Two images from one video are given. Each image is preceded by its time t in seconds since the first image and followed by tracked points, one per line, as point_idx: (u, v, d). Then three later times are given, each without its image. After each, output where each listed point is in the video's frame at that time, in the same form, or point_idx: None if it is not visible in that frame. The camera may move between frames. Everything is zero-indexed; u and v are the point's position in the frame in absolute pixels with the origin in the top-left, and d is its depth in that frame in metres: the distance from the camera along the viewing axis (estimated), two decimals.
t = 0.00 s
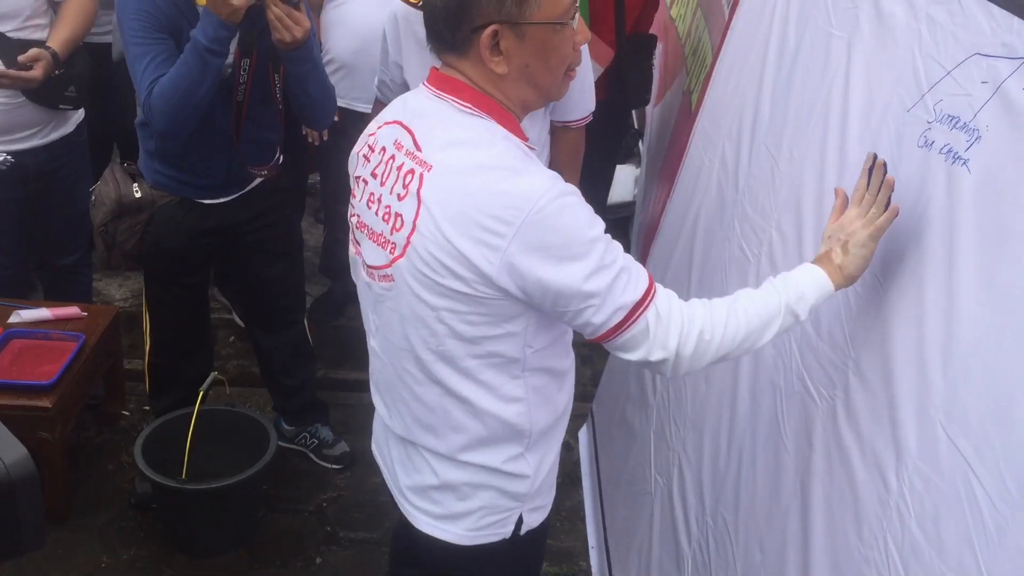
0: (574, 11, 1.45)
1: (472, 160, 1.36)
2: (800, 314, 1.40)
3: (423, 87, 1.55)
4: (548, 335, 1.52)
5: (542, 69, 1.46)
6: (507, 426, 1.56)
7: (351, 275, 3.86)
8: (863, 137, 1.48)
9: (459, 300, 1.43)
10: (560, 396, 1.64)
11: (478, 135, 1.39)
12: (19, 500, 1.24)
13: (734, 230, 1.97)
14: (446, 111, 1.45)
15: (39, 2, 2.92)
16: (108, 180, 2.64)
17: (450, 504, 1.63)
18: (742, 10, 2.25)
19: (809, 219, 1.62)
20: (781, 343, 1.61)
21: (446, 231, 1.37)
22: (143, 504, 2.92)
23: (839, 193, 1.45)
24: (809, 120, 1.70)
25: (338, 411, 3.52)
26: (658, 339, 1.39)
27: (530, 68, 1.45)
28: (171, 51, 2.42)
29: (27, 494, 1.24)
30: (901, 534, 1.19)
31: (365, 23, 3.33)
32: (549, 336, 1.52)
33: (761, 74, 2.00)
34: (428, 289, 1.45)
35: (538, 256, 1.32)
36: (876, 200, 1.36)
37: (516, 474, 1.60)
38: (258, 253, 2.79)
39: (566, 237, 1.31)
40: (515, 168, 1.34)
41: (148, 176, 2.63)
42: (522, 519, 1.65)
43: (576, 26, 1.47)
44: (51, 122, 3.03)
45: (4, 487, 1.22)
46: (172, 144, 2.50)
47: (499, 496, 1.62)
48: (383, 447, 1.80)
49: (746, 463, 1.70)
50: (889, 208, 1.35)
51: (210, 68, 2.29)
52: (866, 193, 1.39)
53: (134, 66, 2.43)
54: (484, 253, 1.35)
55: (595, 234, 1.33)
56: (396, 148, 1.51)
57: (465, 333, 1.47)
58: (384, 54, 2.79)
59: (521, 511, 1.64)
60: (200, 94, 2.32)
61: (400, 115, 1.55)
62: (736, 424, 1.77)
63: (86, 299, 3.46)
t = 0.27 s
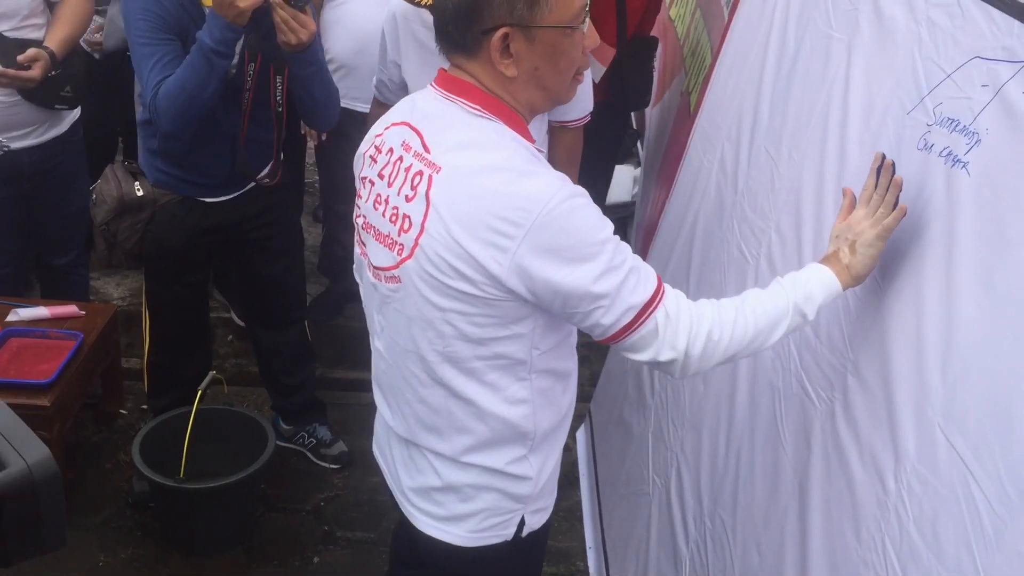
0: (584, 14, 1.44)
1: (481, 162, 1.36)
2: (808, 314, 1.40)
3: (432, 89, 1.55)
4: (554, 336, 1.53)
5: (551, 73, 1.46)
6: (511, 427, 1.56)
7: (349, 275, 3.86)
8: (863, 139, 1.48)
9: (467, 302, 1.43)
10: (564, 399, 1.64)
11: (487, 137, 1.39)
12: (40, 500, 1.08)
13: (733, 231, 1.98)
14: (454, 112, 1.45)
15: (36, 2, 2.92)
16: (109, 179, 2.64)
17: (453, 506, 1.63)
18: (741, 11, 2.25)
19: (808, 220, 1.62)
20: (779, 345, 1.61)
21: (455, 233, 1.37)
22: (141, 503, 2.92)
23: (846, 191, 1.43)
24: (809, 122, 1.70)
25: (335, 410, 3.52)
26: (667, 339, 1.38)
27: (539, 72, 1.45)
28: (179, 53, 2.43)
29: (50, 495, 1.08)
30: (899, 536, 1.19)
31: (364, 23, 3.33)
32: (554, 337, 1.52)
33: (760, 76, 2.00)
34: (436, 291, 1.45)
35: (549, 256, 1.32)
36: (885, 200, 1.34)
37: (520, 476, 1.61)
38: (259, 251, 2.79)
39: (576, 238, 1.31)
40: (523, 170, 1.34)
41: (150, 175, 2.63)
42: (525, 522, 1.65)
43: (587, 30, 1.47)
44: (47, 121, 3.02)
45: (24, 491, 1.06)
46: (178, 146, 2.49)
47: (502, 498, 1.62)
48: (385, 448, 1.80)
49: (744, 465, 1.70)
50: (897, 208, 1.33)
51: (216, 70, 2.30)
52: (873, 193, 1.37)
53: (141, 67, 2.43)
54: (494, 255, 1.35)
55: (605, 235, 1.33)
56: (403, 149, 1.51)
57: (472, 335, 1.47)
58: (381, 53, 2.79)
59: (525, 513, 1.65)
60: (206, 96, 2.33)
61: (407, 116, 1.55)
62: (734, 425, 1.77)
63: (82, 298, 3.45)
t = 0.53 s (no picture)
0: (589, 17, 1.44)
1: (483, 161, 1.36)
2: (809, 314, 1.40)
3: (433, 86, 1.54)
4: (553, 337, 1.53)
5: (554, 74, 1.46)
6: (509, 427, 1.56)
7: (345, 272, 3.86)
8: (855, 137, 1.48)
9: (470, 303, 1.43)
10: (562, 398, 1.64)
11: (489, 136, 1.39)
12: (30, 496, 1.15)
13: (727, 229, 1.98)
14: (455, 112, 1.45)
15: None
16: (104, 174, 2.62)
17: (451, 505, 1.63)
18: (736, 9, 2.25)
19: (801, 219, 1.63)
20: (771, 343, 1.61)
21: (458, 233, 1.37)
22: (135, 500, 2.92)
23: (845, 190, 1.42)
24: (802, 120, 1.70)
25: (331, 407, 3.52)
26: (668, 339, 1.38)
27: (542, 73, 1.45)
28: (174, 49, 2.42)
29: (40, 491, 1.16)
30: (888, 535, 1.19)
31: (360, 19, 3.33)
32: (554, 337, 1.53)
33: (755, 73, 2.00)
34: (436, 290, 1.45)
35: (551, 257, 1.32)
36: (884, 197, 1.34)
37: (518, 476, 1.61)
38: (256, 248, 2.79)
39: (578, 238, 1.31)
40: (524, 169, 1.34)
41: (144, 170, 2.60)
42: (522, 521, 1.66)
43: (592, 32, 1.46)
44: (39, 119, 3.01)
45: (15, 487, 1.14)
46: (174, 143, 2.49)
47: (500, 497, 1.62)
48: (382, 447, 1.80)
49: (737, 463, 1.70)
50: (896, 206, 1.32)
51: (212, 67, 2.29)
52: (873, 191, 1.36)
53: (137, 64, 2.42)
54: (496, 255, 1.34)
55: (606, 236, 1.33)
56: (405, 148, 1.50)
57: (473, 334, 1.47)
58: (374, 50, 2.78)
59: (522, 512, 1.65)
60: (203, 92, 2.32)
61: (408, 115, 1.54)
62: (727, 424, 1.78)
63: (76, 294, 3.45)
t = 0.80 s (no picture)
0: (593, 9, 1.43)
1: (483, 150, 1.34)
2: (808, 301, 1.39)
3: (433, 75, 1.53)
4: (553, 327, 1.52)
5: (555, 64, 1.45)
6: (508, 417, 1.56)
7: (345, 263, 3.86)
8: (849, 123, 1.48)
9: (470, 293, 1.42)
10: (562, 389, 1.64)
11: (489, 124, 1.38)
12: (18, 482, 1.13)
13: (724, 218, 1.97)
14: (455, 100, 1.44)
15: None
16: (100, 165, 2.63)
17: (450, 495, 1.63)
18: None
19: (795, 206, 1.62)
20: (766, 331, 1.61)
21: (458, 222, 1.36)
22: (134, 491, 2.93)
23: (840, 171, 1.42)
24: (797, 107, 1.69)
25: (330, 398, 3.53)
26: (667, 330, 1.37)
27: (544, 63, 1.44)
28: (169, 36, 2.41)
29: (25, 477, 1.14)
30: (882, 521, 1.19)
31: (358, 10, 3.32)
32: (553, 327, 1.52)
33: (750, 61, 1.99)
34: (434, 279, 1.45)
35: (550, 246, 1.31)
36: (876, 178, 1.33)
37: (518, 466, 1.61)
38: (253, 239, 2.79)
39: (578, 227, 1.30)
40: (525, 158, 1.32)
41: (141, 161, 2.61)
42: (521, 511, 1.66)
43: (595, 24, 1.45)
44: (33, 112, 3.01)
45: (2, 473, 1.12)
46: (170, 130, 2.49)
47: (499, 488, 1.62)
48: (382, 438, 1.80)
49: (732, 450, 1.70)
50: (889, 186, 1.32)
51: (206, 55, 2.29)
52: (865, 171, 1.36)
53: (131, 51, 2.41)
54: (495, 243, 1.33)
55: (607, 226, 1.32)
56: (404, 136, 1.49)
57: (472, 324, 1.46)
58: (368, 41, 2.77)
59: (522, 502, 1.65)
60: (197, 80, 2.32)
61: (407, 103, 1.54)
62: (723, 411, 1.77)
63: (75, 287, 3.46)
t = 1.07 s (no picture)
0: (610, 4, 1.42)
1: (497, 142, 1.33)
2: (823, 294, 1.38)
3: (447, 67, 1.52)
4: (566, 320, 1.51)
5: (571, 58, 1.44)
6: (521, 411, 1.55)
7: (354, 257, 3.86)
8: (861, 113, 1.46)
9: (483, 286, 1.41)
10: (575, 383, 1.63)
11: (503, 117, 1.37)
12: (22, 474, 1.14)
13: (733, 209, 1.96)
14: (470, 92, 1.42)
15: None
16: (109, 159, 2.65)
17: (463, 490, 1.63)
18: None
19: (806, 197, 1.61)
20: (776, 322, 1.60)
21: (471, 215, 1.35)
22: (144, 485, 2.94)
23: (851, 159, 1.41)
24: (808, 97, 1.68)
25: (340, 392, 3.53)
26: (682, 324, 1.35)
27: (560, 56, 1.43)
28: (178, 28, 2.41)
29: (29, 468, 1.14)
30: (894, 513, 1.18)
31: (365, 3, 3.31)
32: (566, 320, 1.51)
33: (760, 51, 1.98)
34: (446, 271, 1.44)
35: (564, 239, 1.30)
36: (887, 165, 1.33)
37: (532, 461, 1.60)
38: (263, 232, 2.79)
39: (591, 220, 1.29)
40: (539, 151, 1.32)
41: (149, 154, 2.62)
42: (535, 506, 1.65)
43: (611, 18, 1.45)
44: (44, 105, 3.01)
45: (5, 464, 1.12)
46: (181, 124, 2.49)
47: (513, 482, 1.61)
48: (394, 432, 1.79)
49: (743, 444, 1.69)
50: (900, 172, 1.31)
51: (215, 47, 2.29)
52: (876, 158, 1.35)
53: (141, 44, 2.41)
54: (508, 236, 1.33)
55: (620, 219, 1.31)
56: (417, 128, 1.49)
57: (485, 318, 1.45)
58: (376, 35, 2.76)
59: (535, 497, 1.64)
60: (206, 72, 2.32)
61: (421, 95, 1.53)
62: (733, 404, 1.76)
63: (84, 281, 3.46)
